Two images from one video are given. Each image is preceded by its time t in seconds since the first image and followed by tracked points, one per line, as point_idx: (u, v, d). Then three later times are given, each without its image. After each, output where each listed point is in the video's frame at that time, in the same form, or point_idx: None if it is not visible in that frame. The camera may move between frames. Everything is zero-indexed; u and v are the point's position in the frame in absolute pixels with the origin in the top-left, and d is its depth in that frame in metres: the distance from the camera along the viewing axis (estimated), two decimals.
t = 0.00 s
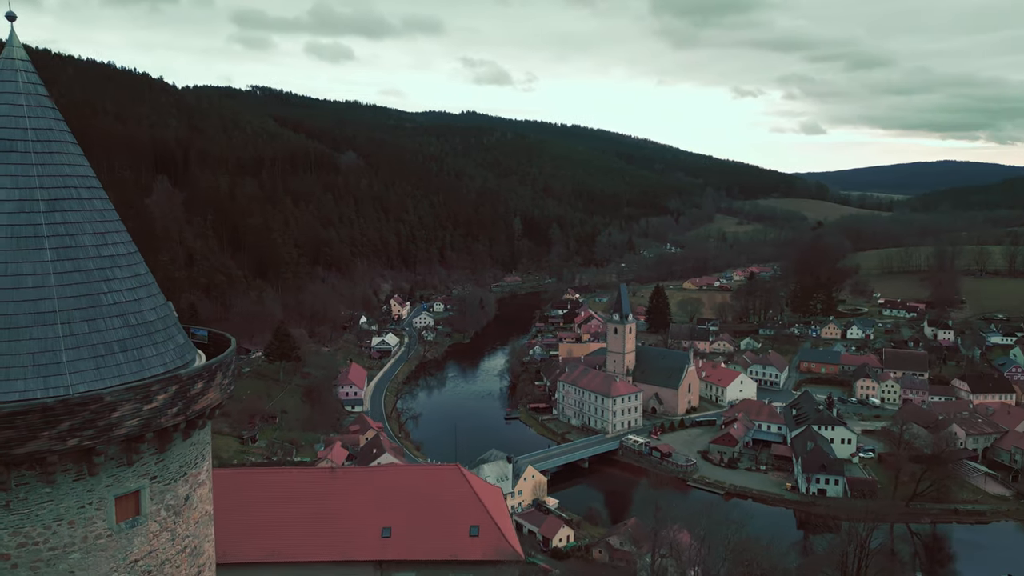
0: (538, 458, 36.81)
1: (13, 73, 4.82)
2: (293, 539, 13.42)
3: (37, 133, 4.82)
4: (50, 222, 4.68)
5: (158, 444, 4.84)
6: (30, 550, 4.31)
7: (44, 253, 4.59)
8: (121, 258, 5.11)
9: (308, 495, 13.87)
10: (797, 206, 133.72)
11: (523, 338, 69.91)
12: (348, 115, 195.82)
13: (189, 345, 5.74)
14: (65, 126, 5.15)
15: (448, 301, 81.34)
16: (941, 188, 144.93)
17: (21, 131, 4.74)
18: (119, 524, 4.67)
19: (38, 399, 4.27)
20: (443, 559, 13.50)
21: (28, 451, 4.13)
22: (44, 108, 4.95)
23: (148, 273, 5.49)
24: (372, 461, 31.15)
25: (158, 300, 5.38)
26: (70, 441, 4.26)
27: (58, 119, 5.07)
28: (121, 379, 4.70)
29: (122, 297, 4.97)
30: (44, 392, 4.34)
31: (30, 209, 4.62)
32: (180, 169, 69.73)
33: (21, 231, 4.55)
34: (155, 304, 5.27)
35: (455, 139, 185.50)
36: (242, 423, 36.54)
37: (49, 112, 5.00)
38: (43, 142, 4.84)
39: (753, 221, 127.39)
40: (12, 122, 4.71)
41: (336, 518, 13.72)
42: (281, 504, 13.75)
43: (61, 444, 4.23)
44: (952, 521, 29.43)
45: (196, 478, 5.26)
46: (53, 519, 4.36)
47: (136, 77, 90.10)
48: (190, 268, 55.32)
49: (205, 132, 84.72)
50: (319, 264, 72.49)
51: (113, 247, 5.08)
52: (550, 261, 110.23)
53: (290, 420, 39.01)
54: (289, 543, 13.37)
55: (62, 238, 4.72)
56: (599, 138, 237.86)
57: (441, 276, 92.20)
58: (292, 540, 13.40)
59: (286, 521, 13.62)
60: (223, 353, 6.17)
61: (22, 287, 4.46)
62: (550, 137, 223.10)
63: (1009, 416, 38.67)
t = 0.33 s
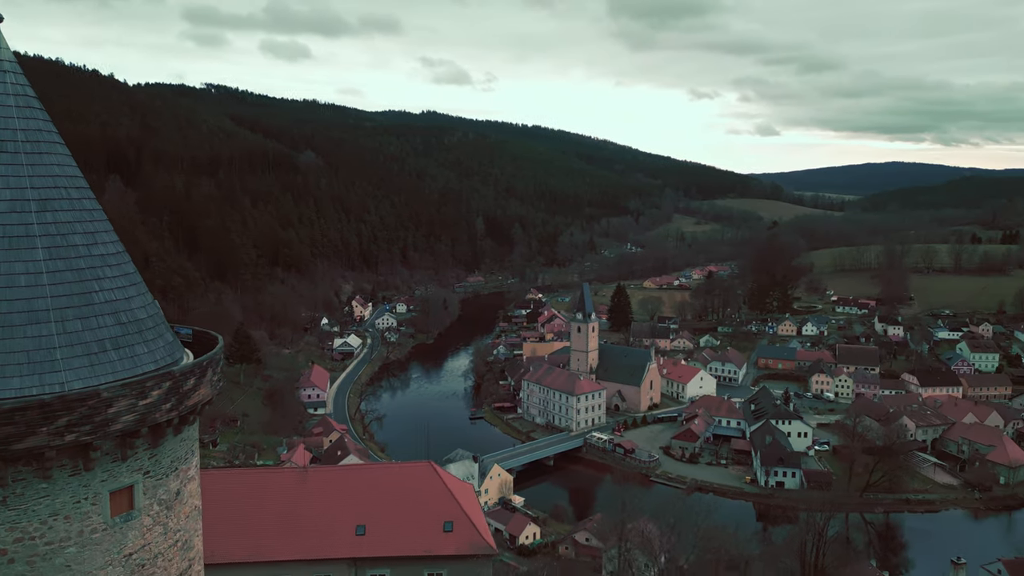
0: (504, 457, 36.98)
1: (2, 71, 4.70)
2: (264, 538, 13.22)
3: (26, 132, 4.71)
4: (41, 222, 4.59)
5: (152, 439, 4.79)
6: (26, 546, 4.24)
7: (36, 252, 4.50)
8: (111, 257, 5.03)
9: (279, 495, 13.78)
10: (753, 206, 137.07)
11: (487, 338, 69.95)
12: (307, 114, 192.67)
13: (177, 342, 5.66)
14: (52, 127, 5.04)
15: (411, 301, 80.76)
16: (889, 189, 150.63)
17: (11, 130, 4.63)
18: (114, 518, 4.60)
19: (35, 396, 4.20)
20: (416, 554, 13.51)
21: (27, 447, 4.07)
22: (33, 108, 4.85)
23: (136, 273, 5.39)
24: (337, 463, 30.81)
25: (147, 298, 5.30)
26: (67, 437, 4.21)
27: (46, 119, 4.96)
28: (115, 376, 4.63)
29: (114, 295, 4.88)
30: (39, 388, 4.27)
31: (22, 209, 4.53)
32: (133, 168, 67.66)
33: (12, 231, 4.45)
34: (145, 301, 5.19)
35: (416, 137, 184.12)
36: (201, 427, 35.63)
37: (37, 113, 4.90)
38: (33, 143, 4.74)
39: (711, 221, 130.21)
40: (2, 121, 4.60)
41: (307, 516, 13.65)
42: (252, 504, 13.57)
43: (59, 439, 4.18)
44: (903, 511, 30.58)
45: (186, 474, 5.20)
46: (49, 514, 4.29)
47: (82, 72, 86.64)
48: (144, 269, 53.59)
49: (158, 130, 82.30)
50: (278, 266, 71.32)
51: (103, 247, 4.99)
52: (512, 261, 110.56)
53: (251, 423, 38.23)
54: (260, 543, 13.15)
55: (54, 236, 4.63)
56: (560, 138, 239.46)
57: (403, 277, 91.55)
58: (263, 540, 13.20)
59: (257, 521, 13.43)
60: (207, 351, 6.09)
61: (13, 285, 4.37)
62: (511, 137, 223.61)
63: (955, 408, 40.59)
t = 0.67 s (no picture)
0: (476, 455, 37.09)
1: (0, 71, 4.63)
2: (244, 540, 13.18)
3: (27, 134, 4.65)
4: (44, 222, 4.56)
5: (155, 432, 4.80)
6: (33, 536, 4.23)
7: (39, 252, 4.48)
8: (110, 256, 5.01)
9: (259, 495, 13.73)
10: (719, 206, 139.50)
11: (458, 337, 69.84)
12: (272, 113, 189.74)
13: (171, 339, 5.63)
14: (50, 125, 4.97)
15: (381, 302, 79.99)
16: (850, 189, 154.70)
17: (12, 131, 4.57)
18: (117, 509, 4.60)
19: (42, 390, 4.20)
20: (397, 550, 13.54)
21: (38, 439, 4.06)
22: (31, 109, 4.79)
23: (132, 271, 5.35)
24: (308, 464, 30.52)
25: (145, 296, 5.27)
26: (75, 430, 4.21)
27: (44, 120, 4.90)
28: (118, 371, 4.63)
29: (114, 293, 4.87)
30: (44, 384, 4.26)
31: (23, 208, 4.49)
32: (93, 166, 65.83)
33: (15, 230, 4.41)
34: (142, 299, 5.17)
35: (385, 136, 182.75)
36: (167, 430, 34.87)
37: (34, 113, 4.84)
38: (33, 145, 4.69)
39: (678, 221, 132.10)
40: (2, 122, 4.54)
41: (287, 516, 13.61)
42: (231, 506, 13.53)
43: (67, 432, 4.17)
44: (865, 502, 31.60)
45: (184, 468, 5.19)
46: (56, 506, 4.28)
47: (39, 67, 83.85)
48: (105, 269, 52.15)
49: (120, 127, 80.23)
50: (245, 267, 70.21)
51: (103, 245, 4.97)
52: (483, 261, 110.60)
53: (220, 425, 37.51)
54: (239, 545, 13.12)
55: (56, 235, 4.59)
56: (529, 138, 240.36)
57: (373, 277, 90.72)
58: (243, 541, 13.17)
59: (236, 522, 13.40)
60: (204, 348, 6.07)
61: (14, 283, 4.34)
62: (481, 138, 223.50)
63: (914, 401, 42.00)
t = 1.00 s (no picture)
0: (453, 455, 37.13)
1: (5, 76, 4.73)
2: (227, 538, 13.17)
3: (34, 135, 4.77)
4: (52, 220, 4.69)
5: (162, 427, 4.99)
6: (46, 527, 4.39)
7: (48, 250, 4.62)
8: (117, 254, 5.16)
9: (243, 492, 13.75)
10: (690, 206, 141.39)
11: (433, 338, 69.64)
12: (241, 112, 186.85)
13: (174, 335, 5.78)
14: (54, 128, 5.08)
15: (354, 303, 79.24)
16: (818, 189, 158.13)
17: (19, 132, 4.69)
18: (126, 500, 4.78)
19: (54, 384, 4.36)
20: (383, 545, 13.56)
21: (52, 431, 4.24)
22: (36, 111, 4.90)
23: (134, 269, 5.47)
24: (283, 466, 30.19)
25: (148, 292, 5.42)
26: (89, 421, 4.39)
27: (50, 122, 5.00)
28: (128, 365, 4.80)
29: (121, 290, 5.02)
30: (57, 378, 4.42)
31: (31, 208, 4.61)
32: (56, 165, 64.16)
33: (26, 230, 4.55)
34: (145, 295, 5.33)
35: (358, 135, 181.18)
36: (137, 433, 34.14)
37: (40, 114, 4.94)
38: (40, 145, 4.80)
39: (650, 221, 133.55)
40: (9, 123, 4.65)
41: (272, 513, 13.64)
42: (215, 503, 13.54)
43: (80, 423, 4.36)
44: (835, 495, 32.41)
45: (188, 461, 5.37)
46: (69, 498, 4.45)
47: None
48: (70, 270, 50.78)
49: (84, 125, 78.30)
50: (216, 267, 69.15)
51: (109, 243, 5.13)
52: (457, 261, 110.34)
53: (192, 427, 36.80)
54: (222, 543, 13.09)
55: (63, 234, 4.74)
56: (503, 138, 240.88)
57: (346, 278, 89.75)
58: (226, 539, 13.14)
59: (220, 520, 13.39)
60: (203, 345, 6.23)
61: (27, 281, 4.47)
62: (455, 138, 223.04)
63: (880, 397, 43.17)
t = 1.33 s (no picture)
0: (431, 455, 37.12)
1: (15, 81, 4.97)
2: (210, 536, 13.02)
3: (42, 136, 5.00)
4: (60, 219, 4.93)
5: (168, 420, 5.21)
6: (59, 517, 4.60)
7: (57, 246, 4.85)
8: (122, 251, 5.42)
9: (227, 489, 13.66)
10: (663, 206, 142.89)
11: (409, 338, 69.40)
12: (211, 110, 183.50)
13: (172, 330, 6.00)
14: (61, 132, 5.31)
15: (329, 304, 78.53)
16: (787, 189, 161.13)
17: (29, 135, 4.92)
18: (135, 491, 4.99)
19: (66, 378, 4.57)
20: (369, 540, 13.57)
21: (65, 424, 4.45)
22: (44, 114, 5.14)
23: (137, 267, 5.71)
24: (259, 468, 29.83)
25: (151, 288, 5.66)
26: (102, 414, 4.61)
27: (58, 126, 5.25)
28: (135, 360, 5.03)
29: (126, 285, 5.25)
30: (69, 373, 4.64)
31: (40, 206, 4.84)
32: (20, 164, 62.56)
33: (36, 228, 4.79)
34: (148, 291, 5.57)
35: (331, 135, 179.37)
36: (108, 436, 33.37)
37: (48, 118, 5.18)
38: (49, 147, 5.04)
39: (624, 221, 134.65)
40: (19, 126, 4.88)
41: (255, 510, 13.58)
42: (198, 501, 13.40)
43: (93, 416, 4.56)
44: (806, 489, 33.15)
45: (191, 454, 5.58)
46: (81, 488, 4.66)
47: None
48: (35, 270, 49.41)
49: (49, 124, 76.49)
50: (187, 268, 68.08)
51: (115, 243, 5.37)
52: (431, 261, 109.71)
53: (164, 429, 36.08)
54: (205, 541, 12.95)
55: (72, 232, 4.98)
56: (478, 138, 240.60)
57: (320, 278, 88.62)
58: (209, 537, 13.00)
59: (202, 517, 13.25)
60: (203, 341, 6.43)
61: (40, 277, 4.70)
62: (429, 138, 222.13)
63: (849, 392, 44.23)
